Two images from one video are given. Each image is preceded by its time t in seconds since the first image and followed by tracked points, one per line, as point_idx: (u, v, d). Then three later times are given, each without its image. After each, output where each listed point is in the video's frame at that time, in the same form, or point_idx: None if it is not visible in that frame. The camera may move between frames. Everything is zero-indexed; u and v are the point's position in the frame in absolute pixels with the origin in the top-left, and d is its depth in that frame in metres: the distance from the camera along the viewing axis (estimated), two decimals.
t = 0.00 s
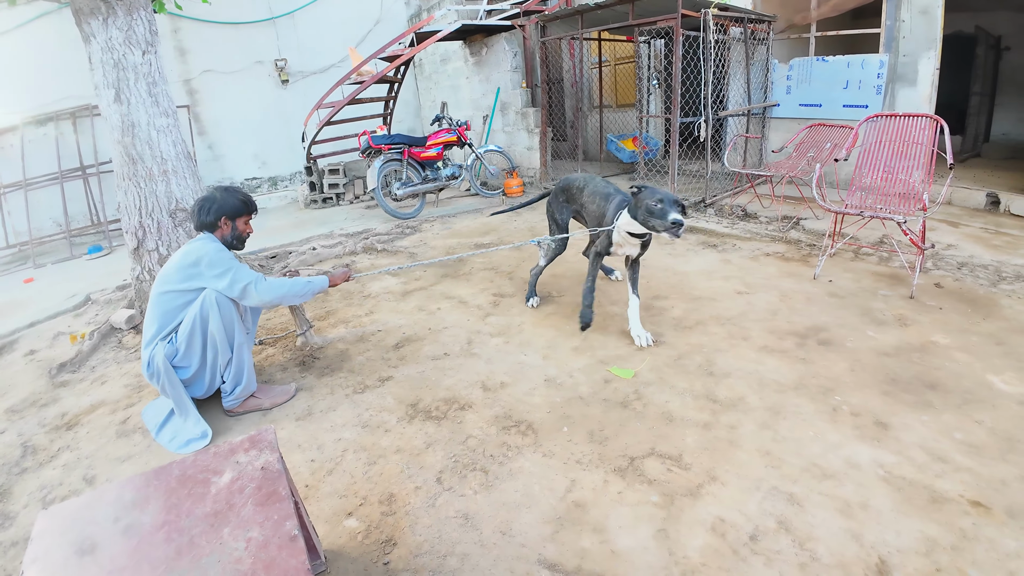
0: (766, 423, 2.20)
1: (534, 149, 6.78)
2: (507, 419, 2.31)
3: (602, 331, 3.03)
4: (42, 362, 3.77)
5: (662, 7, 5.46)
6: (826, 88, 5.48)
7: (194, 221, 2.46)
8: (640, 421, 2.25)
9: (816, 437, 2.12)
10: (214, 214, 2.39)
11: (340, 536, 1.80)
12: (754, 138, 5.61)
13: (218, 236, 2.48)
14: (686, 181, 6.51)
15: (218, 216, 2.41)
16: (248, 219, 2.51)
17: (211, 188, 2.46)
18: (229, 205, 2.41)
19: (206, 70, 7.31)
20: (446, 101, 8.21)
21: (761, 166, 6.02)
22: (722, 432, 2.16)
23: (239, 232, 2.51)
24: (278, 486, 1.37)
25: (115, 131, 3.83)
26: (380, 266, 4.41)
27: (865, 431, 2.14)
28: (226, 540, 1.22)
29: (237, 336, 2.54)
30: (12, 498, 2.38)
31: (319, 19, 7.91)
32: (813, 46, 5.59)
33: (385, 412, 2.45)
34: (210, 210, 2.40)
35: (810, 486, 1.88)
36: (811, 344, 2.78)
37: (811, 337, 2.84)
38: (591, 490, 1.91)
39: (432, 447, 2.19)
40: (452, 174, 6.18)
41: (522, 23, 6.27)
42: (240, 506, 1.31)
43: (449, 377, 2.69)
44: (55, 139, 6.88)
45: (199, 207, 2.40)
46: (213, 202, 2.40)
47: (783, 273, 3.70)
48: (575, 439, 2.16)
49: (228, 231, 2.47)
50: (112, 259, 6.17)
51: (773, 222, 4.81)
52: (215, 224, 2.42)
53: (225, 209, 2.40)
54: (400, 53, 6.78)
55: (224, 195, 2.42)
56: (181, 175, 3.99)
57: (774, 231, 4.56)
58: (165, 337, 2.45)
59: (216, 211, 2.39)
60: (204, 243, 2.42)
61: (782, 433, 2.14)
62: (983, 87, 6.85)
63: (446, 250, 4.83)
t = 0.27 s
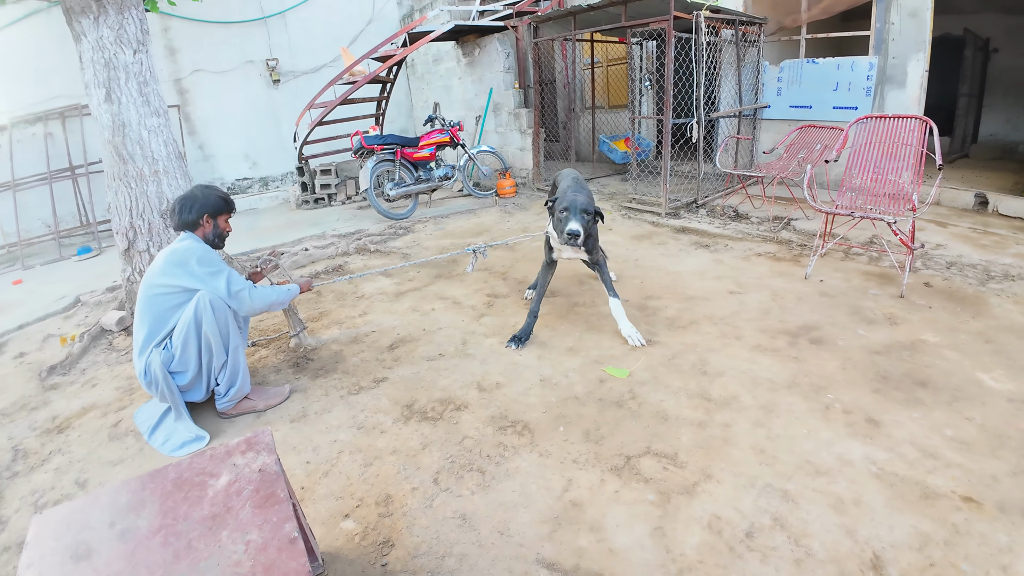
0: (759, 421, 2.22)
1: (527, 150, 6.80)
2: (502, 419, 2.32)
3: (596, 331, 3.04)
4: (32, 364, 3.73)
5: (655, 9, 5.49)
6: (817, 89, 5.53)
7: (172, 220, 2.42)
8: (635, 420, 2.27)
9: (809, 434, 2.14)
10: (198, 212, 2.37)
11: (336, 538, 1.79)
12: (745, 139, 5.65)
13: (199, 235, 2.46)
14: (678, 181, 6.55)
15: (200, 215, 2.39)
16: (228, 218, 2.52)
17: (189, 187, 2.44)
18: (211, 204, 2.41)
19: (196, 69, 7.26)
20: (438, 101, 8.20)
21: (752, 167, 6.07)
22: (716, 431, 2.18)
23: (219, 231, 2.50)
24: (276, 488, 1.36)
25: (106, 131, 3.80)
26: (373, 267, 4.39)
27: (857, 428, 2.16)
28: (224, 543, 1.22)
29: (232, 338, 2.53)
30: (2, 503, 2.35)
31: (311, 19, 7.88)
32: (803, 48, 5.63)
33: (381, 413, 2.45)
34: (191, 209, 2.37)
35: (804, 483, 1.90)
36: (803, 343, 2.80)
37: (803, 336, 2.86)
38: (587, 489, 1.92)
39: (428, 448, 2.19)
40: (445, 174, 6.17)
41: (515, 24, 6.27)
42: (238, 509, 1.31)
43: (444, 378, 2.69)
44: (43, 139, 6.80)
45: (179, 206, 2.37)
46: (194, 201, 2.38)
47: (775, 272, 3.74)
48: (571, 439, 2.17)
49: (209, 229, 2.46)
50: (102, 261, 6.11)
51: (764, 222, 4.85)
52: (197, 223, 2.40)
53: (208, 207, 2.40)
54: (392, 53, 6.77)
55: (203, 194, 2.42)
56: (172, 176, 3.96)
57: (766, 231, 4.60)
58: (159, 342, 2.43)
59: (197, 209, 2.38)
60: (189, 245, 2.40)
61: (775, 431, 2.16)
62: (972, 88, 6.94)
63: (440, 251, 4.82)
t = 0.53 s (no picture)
0: (758, 422, 2.23)
1: (525, 151, 6.80)
2: (503, 421, 2.32)
3: (595, 332, 3.05)
4: (28, 365, 3.71)
5: (653, 11, 5.51)
6: (813, 93, 5.56)
7: (166, 220, 2.39)
8: (635, 421, 2.27)
9: (808, 435, 2.15)
10: (194, 212, 2.36)
11: (337, 540, 1.79)
12: (742, 142, 5.68)
13: (194, 234, 2.45)
14: (676, 183, 6.57)
15: (197, 214, 2.38)
16: (222, 216, 2.52)
17: (182, 185, 2.41)
18: (207, 202, 2.40)
19: (193, 69, 7.23)
20: (436, 102, 8.20)
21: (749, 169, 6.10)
22: (715, 431, 2.19)
23: (214, 230, 2.50)
24: (279, 490, 1.36)
25: (104, 130, 3.79)
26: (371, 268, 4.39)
27: (855, 429, 2.17)
28: (228, 545, 1.22)
29: (231, 338, 2.53)
30: None
31: (309, 20, 7.87)
32: (800, 51, 5.65)
33: (381, 414, 2.44)
34: (188, 209, 2.36)
35: (803, 483, 1.91)
36: (801, 344, 2.82)
37: (801, 337, 2.88)
38: (587, 489, 1.93)
39: (428, 449, 2.19)
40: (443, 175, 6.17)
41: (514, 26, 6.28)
42: (241, 511, 1.30)
43: (444, 379, 2.69)
44: (38, 138, 6.76)
45: (173, 206, 2.35)
46: (190, 200, 2.36)
47: (772, 274, 3.76)
48: (571, 440, 2.17)
49: (206, 228, 2.46)
50: (98, 261, 6.07)
51: (761, 225, 4.87)
52: (194, 222, 2.39)
53: (203, 206, 2.39)
54: (391, 54, 6.76)
55: (198, 193, 2.40)
56: (170, 176, 3.95)
57: (763, 233, 4.62)
58: (157, 342, 2.42)
59: (193, 208, 2.36)
60: (186, 245, 2.38)
61: (774, 432, 2.17)
62: (967, 92, 7.00)
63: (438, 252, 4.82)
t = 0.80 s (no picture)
0: (760, 424, 2.22)
1: (527, 152, 6.80)
2: (504, 421, 2.31)
3: (597, 333, 3.04)
4: (29, 364, 3.70)
5: (655, 13, 5.51)
6: (815, 95, 5.55)
7: (166, 220, 2.39)
8: (636, 422, 2.27)
9: (809, 437, 2.14)
10: (196, 213, 2.36)
11: (338, 540, 1.78)
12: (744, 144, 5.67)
13: (195, 235, 2.45)
14: (677, 185, 6.56)
15: (199, 215, 2.38)
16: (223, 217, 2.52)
17: (183, 186, 2.41)
18: (208, 204, 2.41)
19: (195, 69, 7.24)
20: (438, 103, 8.21)
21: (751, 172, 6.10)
22: (717, 433, 2.18)
23: (215, 231, 2.50)
24: (280, 490, 1.36)
25: (106, 129, 3.79)
26: (373, 269, 4.39)
27: (857, 430, 2.17)
28: (229, 545, 1.21)
29: (233, 337, 2.53)
30: None
31: (311, 21, 7.89)
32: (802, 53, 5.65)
33: (381, 415, 2.44)
34: (190, 210, 2.36)
35: (805, 485, 1.90)
36: (802, 346, 2.81)
37: (802, 339, 2.87)
38: (589, 491, 1.92)
39: (429, 450, 2.18)
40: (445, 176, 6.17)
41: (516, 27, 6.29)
42: (242, 511, 1.30)
43: (445, 380, 2.68)
44: (40, 137, 6.77)
45: (176, 207, 2.34)
46: (192, 201, 2.36)
47: (774, 276, 3.75)
48: (572, 441, 2.17)
49: (206, 229, 2.46)
50: (99, 260, 6.07)
51: (763, 227, 4.86)
52: (195, 223, 2.39)
53: (205, 207, 2.39)
54: (393, 55, 6.77)
55: (200, 194, 2.40)
56: (172, 175, 3.95)
57: (765, 236, 4.61)
58: (159, 342, 2.41)
59: (196, 210, 2.36)
60: (189, 246, 2.40)
61: (776, 434, 2.17)
62: (969, 95, 6.90)
63: (440, 252, 4.81)
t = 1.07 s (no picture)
0: (763, 426, 2.21)
1: (531, 153, 6.80)
2: (506, 422, 2.31)
3: (600, 334, 3.04)
4: (34, 361, 3.72)
5: (660, 13, 5.51)
6: (821, 96, 5.53)
7: (167, 218, 2.40)
8: (639, 424, 2.26)
9: (813, 439, 2.13)
10: (195, 208, 2.37)
11: (339, 539, 1.78)
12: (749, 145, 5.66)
13: (196, 232, 2.46)
14: (682, 186, 6.55)
15: (198, 210, 2.39)
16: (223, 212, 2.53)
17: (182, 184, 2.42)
18: (206, 198, 2.41)
19: (201, 69, 7.28)
20: (443, 104, 8.22)
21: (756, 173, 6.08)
22: (720, 434, 2.17)
23: (216, 226, 2.51)
24: (282, 487, 1.36)
25: (112, 128, 3.81)
26: (377, 268, 4.39)
27: (861, 433, 2.15)
28: (230, 542, 1.22)
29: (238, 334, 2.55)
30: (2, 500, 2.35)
31: (317, 21, 7.91)
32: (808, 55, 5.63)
33: (384, 414, 2.44)
34: (189, 205, 2.37)
35: (809, 488, 1.89)
36: (807, 348, 2.80)
37: (807, 341, 2.86)
38: (591, 491, 1.91)
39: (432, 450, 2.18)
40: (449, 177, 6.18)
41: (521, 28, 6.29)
42: (243, 508, 1.30)
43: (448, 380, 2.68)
44: (47, 136, 6.80)
45: (176, 203, 2.36)
46: (191, 196, 2.37)
47: (779, 278, 3.73)
48: (575, 442, 2.16)
49: (207, 224, 2.46)
50: (105, 258, 6.11)
51: (768, 228, 4.85)
52: (195, 218, 2.39)
53: (204, 201, 2.40)
54: (398, 55, 6.78)
55: (198, 190, 2.41)
56: (177, 174, 3.97)
57: (770, 237, 4.60)
58: (165, 339, 2.41)
59: (195, 204, 2.37)
60: (192, 243, 2.40)
61: (779, 436, 2.16)
62: (975, 97, 6.86)
63: (444, 252, 4.81)
